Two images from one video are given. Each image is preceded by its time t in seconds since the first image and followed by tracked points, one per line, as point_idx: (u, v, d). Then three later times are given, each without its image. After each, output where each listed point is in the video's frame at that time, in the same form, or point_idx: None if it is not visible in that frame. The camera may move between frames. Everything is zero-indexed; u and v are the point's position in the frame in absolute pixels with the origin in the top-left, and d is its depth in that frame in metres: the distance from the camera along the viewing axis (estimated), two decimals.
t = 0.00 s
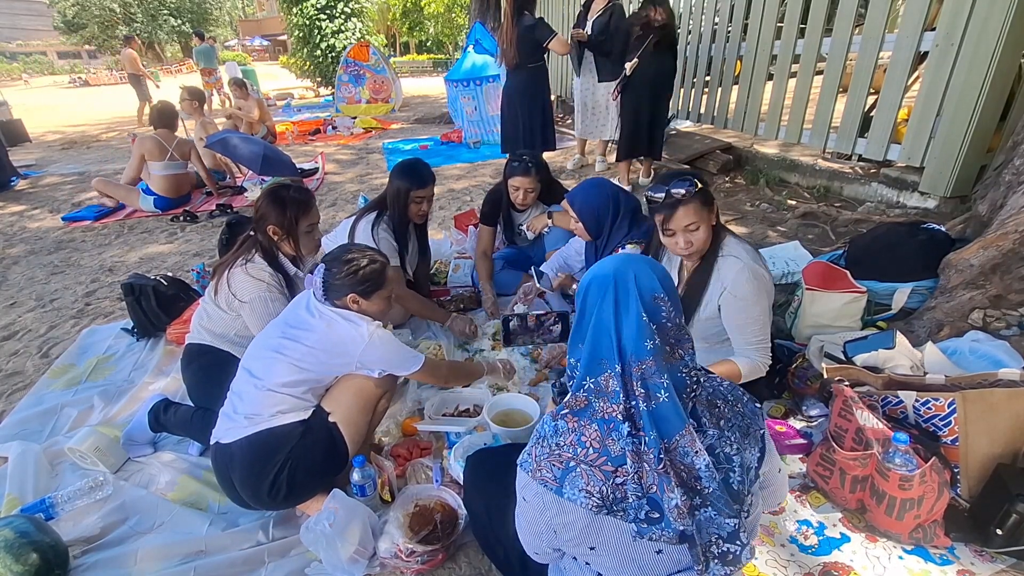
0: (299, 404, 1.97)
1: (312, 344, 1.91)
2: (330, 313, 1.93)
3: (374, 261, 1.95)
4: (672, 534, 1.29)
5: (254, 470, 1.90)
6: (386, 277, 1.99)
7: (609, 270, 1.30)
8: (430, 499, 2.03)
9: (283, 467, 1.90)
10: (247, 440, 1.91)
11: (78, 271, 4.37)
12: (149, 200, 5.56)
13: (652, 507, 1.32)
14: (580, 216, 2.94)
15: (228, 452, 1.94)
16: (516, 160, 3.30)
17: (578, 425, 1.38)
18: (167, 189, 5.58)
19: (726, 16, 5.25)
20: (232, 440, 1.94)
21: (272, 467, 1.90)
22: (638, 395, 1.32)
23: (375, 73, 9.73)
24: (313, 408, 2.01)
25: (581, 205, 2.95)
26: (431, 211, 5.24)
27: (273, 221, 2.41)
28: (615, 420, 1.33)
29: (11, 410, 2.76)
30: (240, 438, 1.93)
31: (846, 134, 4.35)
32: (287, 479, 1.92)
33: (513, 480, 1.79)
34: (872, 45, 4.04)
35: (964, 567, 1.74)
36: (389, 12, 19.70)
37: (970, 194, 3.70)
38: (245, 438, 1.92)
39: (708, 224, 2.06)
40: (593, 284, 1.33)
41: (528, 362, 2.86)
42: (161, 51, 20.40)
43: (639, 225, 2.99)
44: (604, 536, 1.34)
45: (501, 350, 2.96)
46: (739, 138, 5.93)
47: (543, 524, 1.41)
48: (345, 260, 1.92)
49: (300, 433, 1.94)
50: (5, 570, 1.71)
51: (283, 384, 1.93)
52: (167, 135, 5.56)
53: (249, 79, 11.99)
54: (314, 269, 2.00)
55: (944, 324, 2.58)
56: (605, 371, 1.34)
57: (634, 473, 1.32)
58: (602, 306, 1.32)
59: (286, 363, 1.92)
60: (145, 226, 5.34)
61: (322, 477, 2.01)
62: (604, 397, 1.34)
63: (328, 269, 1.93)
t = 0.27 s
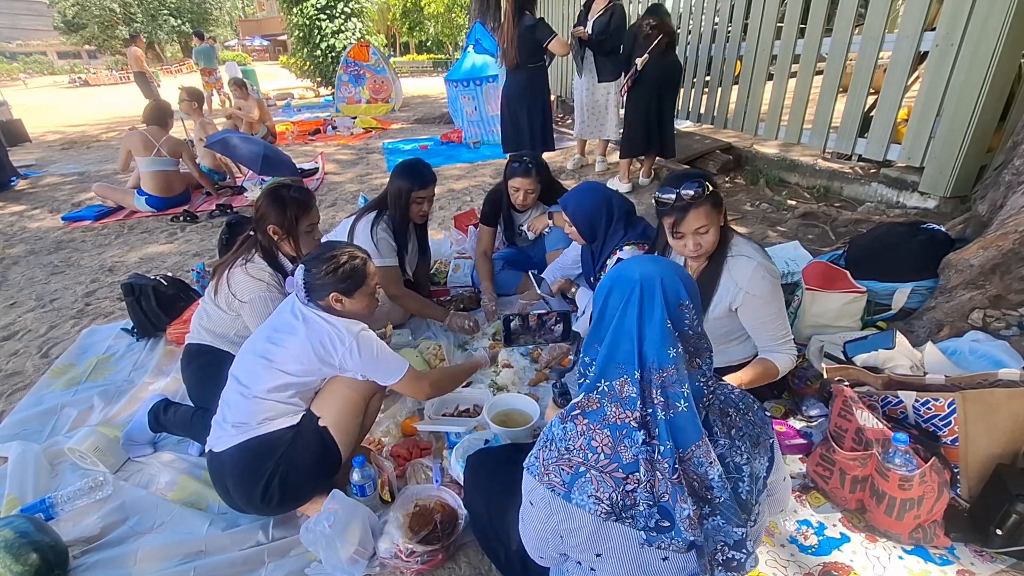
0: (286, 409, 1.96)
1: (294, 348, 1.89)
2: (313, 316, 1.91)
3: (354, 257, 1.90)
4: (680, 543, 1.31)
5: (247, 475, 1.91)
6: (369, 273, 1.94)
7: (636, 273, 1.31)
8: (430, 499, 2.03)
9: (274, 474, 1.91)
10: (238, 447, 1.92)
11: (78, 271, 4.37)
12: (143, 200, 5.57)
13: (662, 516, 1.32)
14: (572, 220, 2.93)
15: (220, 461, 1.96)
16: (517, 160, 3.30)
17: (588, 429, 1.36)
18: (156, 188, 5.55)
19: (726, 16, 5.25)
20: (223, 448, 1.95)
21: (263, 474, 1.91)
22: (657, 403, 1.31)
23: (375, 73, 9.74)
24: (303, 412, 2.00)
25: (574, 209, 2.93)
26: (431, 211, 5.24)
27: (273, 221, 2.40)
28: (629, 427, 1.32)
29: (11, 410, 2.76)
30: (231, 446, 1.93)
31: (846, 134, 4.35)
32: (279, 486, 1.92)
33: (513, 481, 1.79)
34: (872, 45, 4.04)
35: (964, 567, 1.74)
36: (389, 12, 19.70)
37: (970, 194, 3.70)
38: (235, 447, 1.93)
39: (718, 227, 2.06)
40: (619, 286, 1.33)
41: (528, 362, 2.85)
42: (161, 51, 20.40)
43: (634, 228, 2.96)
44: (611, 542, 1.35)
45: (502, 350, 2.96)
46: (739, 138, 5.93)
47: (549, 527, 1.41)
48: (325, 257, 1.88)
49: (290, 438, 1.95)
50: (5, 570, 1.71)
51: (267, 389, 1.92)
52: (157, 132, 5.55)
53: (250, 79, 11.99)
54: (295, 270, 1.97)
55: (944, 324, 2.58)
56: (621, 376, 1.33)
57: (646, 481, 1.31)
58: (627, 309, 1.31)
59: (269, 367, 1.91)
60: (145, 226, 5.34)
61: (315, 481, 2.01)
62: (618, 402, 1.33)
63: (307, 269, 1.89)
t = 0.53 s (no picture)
0: (271, 418, 1.96)
1: (272, 355, 1.89)
2: (290, 321, 1.90)
3: (329, 257, 1.90)
4: (688, 552, 1.30)
5: (237, 484, 1.91)
6: (345, 272, 1.92)
7: (656, 277, 1.34)
8: (430, 499, 2.03)
9: (264, 485, 1.91)
10: (225, 460, 1.92)
11: (78, 271, 4.37)
12: (142, 199, 5.58)
13: (670, 524, 1.32)
14: (564, 223, 2.96)
15: (211, 474, 1.96)
16: (517, 160, 3.30)
17: (595, 432, 1.35)
18: (156, 188, 5.55)
19: (726, 16, 5.25)
20: (212, 461, 1.95)
21: (253, 485, 1.90)
22: (673, 411, 1.32)
23: (375, 73, 9.73)
24: (290, 419, 2.00)
25: (565, 212, 2.97)
26: (431, 211, 5.24)
27: (274, 220, 2.44)
28: (638, 432, 1.32)
29: (11, 410, 2.76)
30: (219, 458, 1.93)
31: (846, 134, 4.35)
32: (270, 497, 1.92)
33: (514, 482, 1.79)
34: (872, 45, 4.04)
35: (964, 567, 1.74)
36: (389, 12, 19.69)
37: (970, 194, 3.70)
38: (223, 459, 1.93)
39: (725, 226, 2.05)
40: (640, 288, 1.35)
41: (528, 362, 2.85)
42: (161, 51, 20.39)
43: (627, 229, 2.96)
44: (615, 547, 1.34)
45: (502, 350, 2.96)
46: (739, 138, 5.93)
47: (552, 530, 1.40)
48: (300, 258, 1.89)
49: (279, 447, 1.95)
50: (5, 570, 1.71)
51: (248, 398, 1.91)
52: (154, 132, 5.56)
53: (250, 79, 11.99)
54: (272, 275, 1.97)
55: (944, 324, 2.59)
56: (634, 381, 1.33)
57: (655, 489, 1.31)
58: (648, 313, 1.34)
59: (248, 375, 1.91)
60: (145, 226, 5.34)
61: (307, 489, 2.00)
62: (629, 406, 1.33)
63: (282, 272, 1.89)
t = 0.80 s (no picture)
0: (262, 424, 1.96)
1: (257, 360, 1.89)
2: (274, 326, 1.90)
3: (310, 258, 1.89)
4: (689, 558, 1.31)
5: (230, 489, 1.91)
6: (328, 271, 1.92)
7: (664, 281, 1.31)
8: (430, 499, 2.03)
9: (256, 493, 1.91)
10: (216, 468, 1.92)
11: (78, 272, 4.37)
12: (144, 198, 5.58)
13: (672, 530, 1.32)
14: (563, 223, 2.99)
15: (204, 482, 1.96)
16: (518, 160, 3.29)
17: (598, 434, 1.34)
18: (159, 187, 5.55)
19: (726, 16, 5.25)
20: (204, 470, 1.95)
21: (246, 491, 1.91)
22: (680, 417, 1.29)
23: (375, 73, 9.73)
24: (281, 424, 2.00)
25: (564, 213, 2.99)
26: (431, 211, 5.24)
27: (275, 221, 2.45)
28: (642, 437, 1.30)
29: (11, 410, 2.76)
30: (211, 466, 1.93)
31: (846, 134, 4.35)
32: (263, 503, 1.92)
33: (514, 483, 1.78)
34: (872, 44, 4.04)
35: (964, 567, 1.74)
36: (389, 12, 19.69)
37: (970, 194, 3.70)
38: (214, 466, 1.92)
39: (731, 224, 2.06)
40: (648, 292, 1.32)
41: (528, 362, 2.85)
42: (161, 51, 20.36)
43: (626, 228, 2.98)
44: (615, 549, 1.36)
45: (502, 350, 2.96)
46: (739, 138, 5.93)
47: (553, 530, 1.42)
48: (281, 259, 1.88)
49: (269, 455, 1.95)
50: (5, 570, 1.71)
51: (234, 405, 1.90)
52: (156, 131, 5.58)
53: (250, 79, 11.99)
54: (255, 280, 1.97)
55: (944, 324, 2.58)
56: (639, 385, 1.31)
57: (657, 494, 1.30)
58: (657, 317, 1.30)
59: (234, 382, 1.91)
60: (145, 226, 5.34)
61: (302, 493, 2.00)
62: (634, 410, 1.31)
63: (264, 275, 1.88)
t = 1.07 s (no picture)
0: (258, 425, 1.96)
1: (252, 361, 1.89)
2: (269, 326, 1.90)
3: (311, 258, 1.91)
4: (691, 560, 1.31)
5: (228, 491, 1.91)
6: (328, 270, 1.95)
7: (670, 286, 1.35)
8: (430, 499, 2.03)
9: (254, 494, 1.91)
10: (213, 470, 1.92)
11: (78, 271, 4.37)
12: (144, 198, 5.57)
13: (675, 533, 1.31)
14: (566, 223, 2.98)
15: (202, 484, 1.96)
16: (519, 160, 3.29)
17: (600, 435, 1.34)
18: (159, 187, 5.55)
19: (726, 16, 5.25)
20: (202, 472, 1.95)
21: (244, 492, 1.91)
22: (685, 420, 1.30)
23: (375, 73, 9.73)
24: (277, 424, 2.00)
25: (567, 212, 2.98)
26: (431, 211, 5.24)
27: (277, 221, 2.45)
28: (643, 439, 1.30)
29: (11, 410, 2.76)
30: (208, 468, 1.93)
31: (846, 134, 4.35)
32: (261, 505, 1.92)
33: (515, 483, 1.79)
34: (872, 44, 4.04)
35: (964, 567, 1.74)
36: (389, 12, 19.69)
37: (970, 194, 3.70)
38: (212, 468, 1.92)
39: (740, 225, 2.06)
40: (655, 296, 1.36)
41: (528, 362, 2.85)
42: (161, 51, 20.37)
43: (628, 228, 2.98)
44: (615, 550, 1.35)
45: (501, 350, 2.96)
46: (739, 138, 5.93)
47: (554, 531, 1.41)
48: (281, 261, 1.89)
49: (265, 457, 1.95)
50: (5, 570, 1.71)
51: (231, 405, 1.91)
52: (156, 131, 5.59)
53: (250, 79, 11.99)
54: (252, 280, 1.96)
55: (944, 324, 2.58)
56: (641, 387, 1.33)
57: (659, 496, 1.30)
58: (665, 322, 1.34)
59: (230, 382, 1.91)
60: (145, 226, 5.34)
61: (300, 494, 2.00)
62: (636, 412, 1.32)
63: (264, 277, 1.89)
